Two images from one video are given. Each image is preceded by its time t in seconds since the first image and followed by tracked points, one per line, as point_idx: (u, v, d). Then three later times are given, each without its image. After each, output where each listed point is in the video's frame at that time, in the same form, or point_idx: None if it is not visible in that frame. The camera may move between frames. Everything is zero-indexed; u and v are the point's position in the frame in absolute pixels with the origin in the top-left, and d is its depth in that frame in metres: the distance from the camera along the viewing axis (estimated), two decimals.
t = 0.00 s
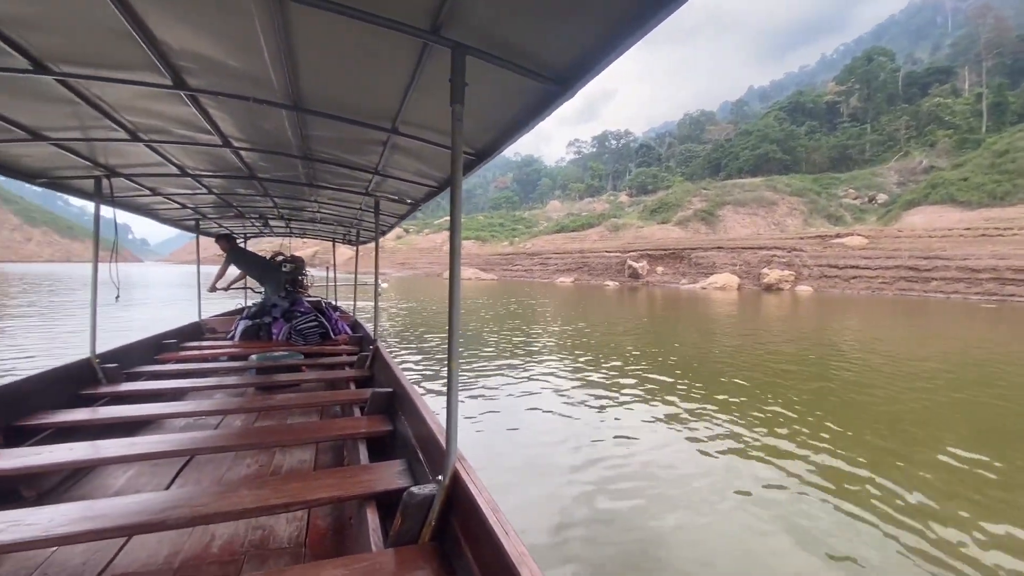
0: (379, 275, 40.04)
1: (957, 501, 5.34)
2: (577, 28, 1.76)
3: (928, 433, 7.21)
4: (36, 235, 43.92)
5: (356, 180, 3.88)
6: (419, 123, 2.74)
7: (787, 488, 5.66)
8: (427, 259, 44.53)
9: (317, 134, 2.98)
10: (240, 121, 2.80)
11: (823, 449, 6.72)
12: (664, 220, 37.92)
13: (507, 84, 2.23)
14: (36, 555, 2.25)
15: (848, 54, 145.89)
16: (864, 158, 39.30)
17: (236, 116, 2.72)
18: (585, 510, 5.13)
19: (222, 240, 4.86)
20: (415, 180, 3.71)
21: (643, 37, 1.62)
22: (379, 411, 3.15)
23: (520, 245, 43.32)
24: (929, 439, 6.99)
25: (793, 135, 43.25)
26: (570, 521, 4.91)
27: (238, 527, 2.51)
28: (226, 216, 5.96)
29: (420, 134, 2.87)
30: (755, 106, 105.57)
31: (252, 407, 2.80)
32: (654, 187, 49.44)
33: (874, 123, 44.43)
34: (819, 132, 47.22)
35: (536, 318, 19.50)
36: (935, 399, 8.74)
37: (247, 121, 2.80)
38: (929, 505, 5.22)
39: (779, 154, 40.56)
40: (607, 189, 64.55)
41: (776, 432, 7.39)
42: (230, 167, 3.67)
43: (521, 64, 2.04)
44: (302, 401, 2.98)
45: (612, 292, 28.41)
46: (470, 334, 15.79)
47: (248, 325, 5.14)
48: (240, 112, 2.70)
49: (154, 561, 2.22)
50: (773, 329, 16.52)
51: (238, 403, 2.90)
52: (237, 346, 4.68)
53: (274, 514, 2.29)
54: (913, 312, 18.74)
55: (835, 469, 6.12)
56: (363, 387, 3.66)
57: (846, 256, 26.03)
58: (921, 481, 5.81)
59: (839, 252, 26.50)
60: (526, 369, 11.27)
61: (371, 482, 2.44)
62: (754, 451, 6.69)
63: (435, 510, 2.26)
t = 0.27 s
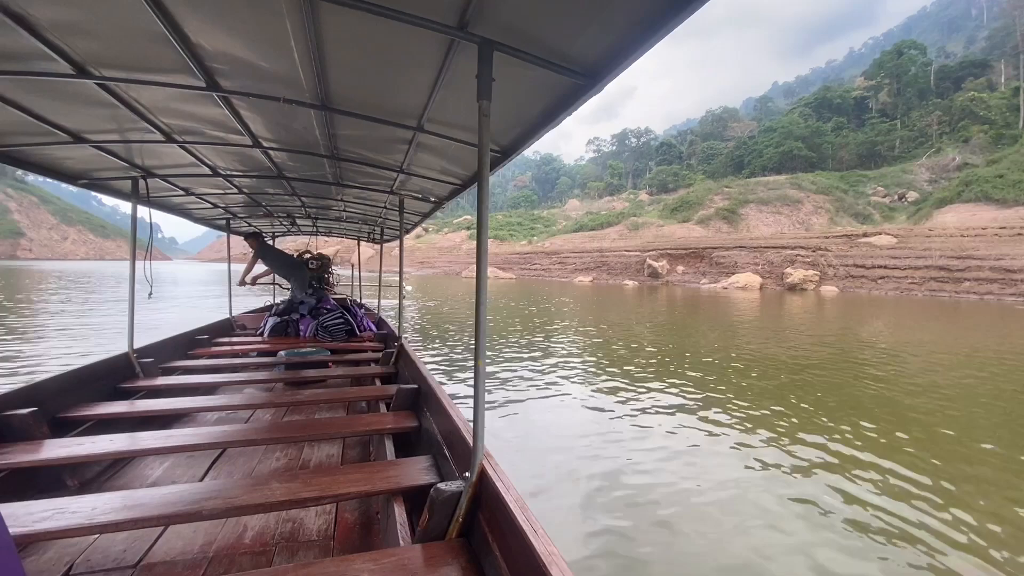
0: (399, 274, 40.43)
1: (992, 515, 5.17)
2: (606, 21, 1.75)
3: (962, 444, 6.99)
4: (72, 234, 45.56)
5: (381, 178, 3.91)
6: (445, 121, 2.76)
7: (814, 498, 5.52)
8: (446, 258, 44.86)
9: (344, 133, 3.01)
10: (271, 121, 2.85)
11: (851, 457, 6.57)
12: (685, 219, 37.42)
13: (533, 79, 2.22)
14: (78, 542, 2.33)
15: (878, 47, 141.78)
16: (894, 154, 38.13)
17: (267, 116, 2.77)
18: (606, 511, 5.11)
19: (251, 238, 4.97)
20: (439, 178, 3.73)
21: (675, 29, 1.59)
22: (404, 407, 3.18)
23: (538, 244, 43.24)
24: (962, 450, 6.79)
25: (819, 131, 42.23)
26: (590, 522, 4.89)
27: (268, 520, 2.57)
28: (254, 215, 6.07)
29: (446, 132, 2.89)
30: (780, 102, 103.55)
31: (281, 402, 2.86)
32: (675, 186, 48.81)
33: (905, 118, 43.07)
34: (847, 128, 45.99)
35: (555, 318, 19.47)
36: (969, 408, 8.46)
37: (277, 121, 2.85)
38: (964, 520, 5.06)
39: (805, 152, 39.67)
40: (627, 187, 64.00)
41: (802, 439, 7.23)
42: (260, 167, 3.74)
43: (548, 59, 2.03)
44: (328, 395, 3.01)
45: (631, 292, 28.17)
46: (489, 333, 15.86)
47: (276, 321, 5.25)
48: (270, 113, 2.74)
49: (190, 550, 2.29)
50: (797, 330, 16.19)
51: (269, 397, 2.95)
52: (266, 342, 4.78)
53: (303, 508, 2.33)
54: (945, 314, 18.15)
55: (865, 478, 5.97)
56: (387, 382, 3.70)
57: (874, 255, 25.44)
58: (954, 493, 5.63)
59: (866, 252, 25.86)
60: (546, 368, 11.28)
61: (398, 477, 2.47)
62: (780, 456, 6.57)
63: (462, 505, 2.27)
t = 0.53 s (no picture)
0: (415, 272, 40.71)
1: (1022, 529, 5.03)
2: (630, 17, 1.73)
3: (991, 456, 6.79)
4: (100, 231, 46.92)
5: (403, 177, 3.95)
6: (467, 119, 2.77)
7: (836, 507, 5.42)
8: (462, 257, 45.03)
9: (367, 132, 3.04)
10: (296, 122, 2.90)
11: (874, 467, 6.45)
12: (703, 218, 36.95)
13: (556, 76, 2.21)
14: (112, 532, 2.40)
15: (905, 43, 138.01)
16: (922, 153, 37.08)
17: (293, 117, 2.81)
18: (623, 515, 5.09)
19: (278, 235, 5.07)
20: (460, 176, 3.75)
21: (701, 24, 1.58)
22: (425, 404, 3.21)
23: (554, 244, 43.12)
24: (992, 463, 6.62)
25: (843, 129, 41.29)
26: (607, 526, 4.88)
27: (292, 514, 2.62)
28: (278, 213, 6.17)
29: (467, 131, 2.90)
30: (803, 99, 101.36)
31: (304, 398, 2.91)
32: (694, 185, 48.19)
33: (934, 115, 41.86)
34: (872, 126, 44.87)
35: (570, 317, 19.41)
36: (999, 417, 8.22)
37: (301, 121, 2.89)
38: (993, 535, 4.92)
39: (829, 150, 38.82)
40: (644, 186, 63.42)
41: (824, 446, 7.09)
42: (285, 167, 3.81)
43: (571, 55, 2.02)
44: (351, 392, 3.06)
45: (647, 292, 27.91)
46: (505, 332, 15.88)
47: (300, 318, 5.36)
48: (295, 114, 2.79)
49: (218, 542, 2.35)
50: (819, 332, 15.89)
51: (292, 393, 3.00)
52: (290, 338, 4.88)
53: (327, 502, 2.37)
54: (973, 317, 17.64)
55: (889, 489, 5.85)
56: (408, 380, 3.73)
57: (899, 257, 24.83)
58: (982, 507, 5.49)
59: (891, 253, 25.25)
60: (562, 368, 11.27)
61: (419, 473, 2.50)
62: (800, 463, 6.47)
63: (483, 503, 2.28)
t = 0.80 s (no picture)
0: (430, 270, 40.98)
1: None
2: (651, 12, 1.72)
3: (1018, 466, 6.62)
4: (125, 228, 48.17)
5: (421, 175, 3.98)
6: (484, 117, 2.77)
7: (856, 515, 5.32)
8: (476, 256, 45.21)
9: (386, 130, 3.07)
10: (317, 120, 2.94)
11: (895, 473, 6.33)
12: (720, 218, 36.54)
13: (575, 71, 2.20)
14: (139, 521, 2.47)
15: (931, 38, 134.50)
16: (948, 151, 36.18)
17: (314, 115, 2.85)
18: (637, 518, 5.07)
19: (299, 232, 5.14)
20: (478, 173, 3.76)
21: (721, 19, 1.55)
22: (442, 400, 3.23)
23: (569, 242, 43.03)
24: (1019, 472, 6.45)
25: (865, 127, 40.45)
26: (621, 529, 4.88)
27: (312, 507, 2.66)
28: (298, 211, 6.26)
29: (486, 128, 2.90)
30: (824, 96, 99.43)
31: (324, 393, 2.95)
32: (711, 183, 47.62)
33: (961, 112, 40.81)
34: (895, 123, 43.88)
35: (585, 316, 19.37)
36: None
37: (323, 120, 2.92)
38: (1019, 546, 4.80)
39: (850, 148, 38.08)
40: (660, 184, 62.92)
41: (843, 451, 6.97)
42: (306, 165, 3.85)
43: (590, 51, 2.01)
44: (370, 388, 3.09)
45: (662, 291, 27.73)
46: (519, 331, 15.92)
47: (320, 314, 5.44)
48: (317, 112, 2.82)
49: (242, 532, 2.40)
50: (838, 333, 15.63)
51: (312, 388, 3.05)
52: (311, 334, 4.95)
53: (346, 496, 2.40)
54: (999, 320, 17.22)
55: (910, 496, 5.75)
56: (425, 376, 3.77)
57: (921, 257, 24.33)
58: (1008, 516, 5.35)
59: (913, 253, 24.74)
60: (576, 368, 11.27)
61: (437, 469, 2.52)
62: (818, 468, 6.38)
63: (501, 500, 2.29)
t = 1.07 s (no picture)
0: (439, 268, 41.10)
1: None
2: (670, 7, 1.70)
3: None
4: (140, 225, 48.89)
5: (436, 173, 3.99)
6: (500, 114, 2.78)
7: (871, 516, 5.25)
8: (486, 254, 45.26)
9: (402, 128, 3.08)
10: (334, 119, 2.96)
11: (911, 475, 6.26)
12: (732, 216, 36.21)
13: (592, 67, 2.20)
14: (160, 512, 2.52)
15: (950, 34, 131.97)
16: (966, 149, 35.53)
17: (331, 113, 2.87)
18: (647, 516, 5.07)
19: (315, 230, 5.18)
20: (492, 171, 3.76)
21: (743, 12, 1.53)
22: (456, 397, 3.25)
23: (579, 240, 42.92)
24: None
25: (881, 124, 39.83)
26: (631, 527, 4.88)
27: (328, 501, 2.70)
28: (314, 209, 6.32)
29: (501, 125, 2.91)
30: (839, 93, 98.01)
31: (340, 389, 2.98)
32: (723, 181, 47.18)
33: (980, 109, 40.04)
34: (912, 121, 43.16)
35: (595, 315, 19.33)
36: None
37: (340, 118, 2.95)
38: None
39: (865, 146, 37.50)
40: (671, 183, 62.52)
41: (858, 453, 6.88)
42: (322, 163, 3.89)
43: (608, 47, 2.00)
44: (385, 384, 3.12)
45: (672, 290, 27.57)
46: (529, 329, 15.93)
47: (335, 311, 5.48)
48: (333, 110, 2.84)
49: (259, 525, 2.44)
50: (852, 333, 15.45)
51: (327, 384, 3.08)
52: (326, 331, 4.99)
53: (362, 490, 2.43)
54: (1017, 321, 16.92)
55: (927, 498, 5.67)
56: (439, 373, 3.79)
57: (936, 257, 23.97)
58: None
59: (928, 253, 24.36)
60: (587, 367, 11.26)
61: (452, 465, 2.54)
62: (832, 470, 6.31)
63: (515, 497, 2.31)
